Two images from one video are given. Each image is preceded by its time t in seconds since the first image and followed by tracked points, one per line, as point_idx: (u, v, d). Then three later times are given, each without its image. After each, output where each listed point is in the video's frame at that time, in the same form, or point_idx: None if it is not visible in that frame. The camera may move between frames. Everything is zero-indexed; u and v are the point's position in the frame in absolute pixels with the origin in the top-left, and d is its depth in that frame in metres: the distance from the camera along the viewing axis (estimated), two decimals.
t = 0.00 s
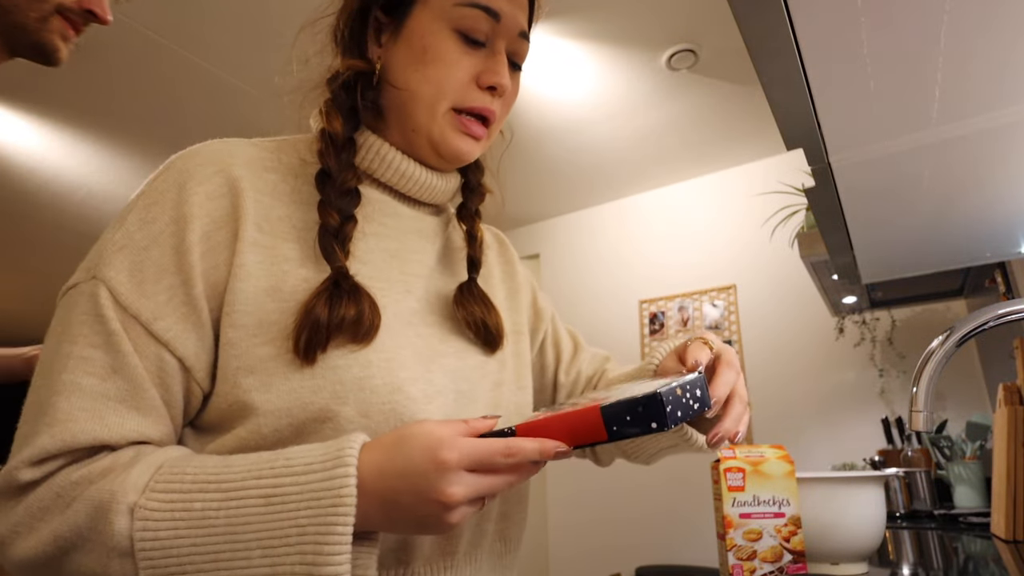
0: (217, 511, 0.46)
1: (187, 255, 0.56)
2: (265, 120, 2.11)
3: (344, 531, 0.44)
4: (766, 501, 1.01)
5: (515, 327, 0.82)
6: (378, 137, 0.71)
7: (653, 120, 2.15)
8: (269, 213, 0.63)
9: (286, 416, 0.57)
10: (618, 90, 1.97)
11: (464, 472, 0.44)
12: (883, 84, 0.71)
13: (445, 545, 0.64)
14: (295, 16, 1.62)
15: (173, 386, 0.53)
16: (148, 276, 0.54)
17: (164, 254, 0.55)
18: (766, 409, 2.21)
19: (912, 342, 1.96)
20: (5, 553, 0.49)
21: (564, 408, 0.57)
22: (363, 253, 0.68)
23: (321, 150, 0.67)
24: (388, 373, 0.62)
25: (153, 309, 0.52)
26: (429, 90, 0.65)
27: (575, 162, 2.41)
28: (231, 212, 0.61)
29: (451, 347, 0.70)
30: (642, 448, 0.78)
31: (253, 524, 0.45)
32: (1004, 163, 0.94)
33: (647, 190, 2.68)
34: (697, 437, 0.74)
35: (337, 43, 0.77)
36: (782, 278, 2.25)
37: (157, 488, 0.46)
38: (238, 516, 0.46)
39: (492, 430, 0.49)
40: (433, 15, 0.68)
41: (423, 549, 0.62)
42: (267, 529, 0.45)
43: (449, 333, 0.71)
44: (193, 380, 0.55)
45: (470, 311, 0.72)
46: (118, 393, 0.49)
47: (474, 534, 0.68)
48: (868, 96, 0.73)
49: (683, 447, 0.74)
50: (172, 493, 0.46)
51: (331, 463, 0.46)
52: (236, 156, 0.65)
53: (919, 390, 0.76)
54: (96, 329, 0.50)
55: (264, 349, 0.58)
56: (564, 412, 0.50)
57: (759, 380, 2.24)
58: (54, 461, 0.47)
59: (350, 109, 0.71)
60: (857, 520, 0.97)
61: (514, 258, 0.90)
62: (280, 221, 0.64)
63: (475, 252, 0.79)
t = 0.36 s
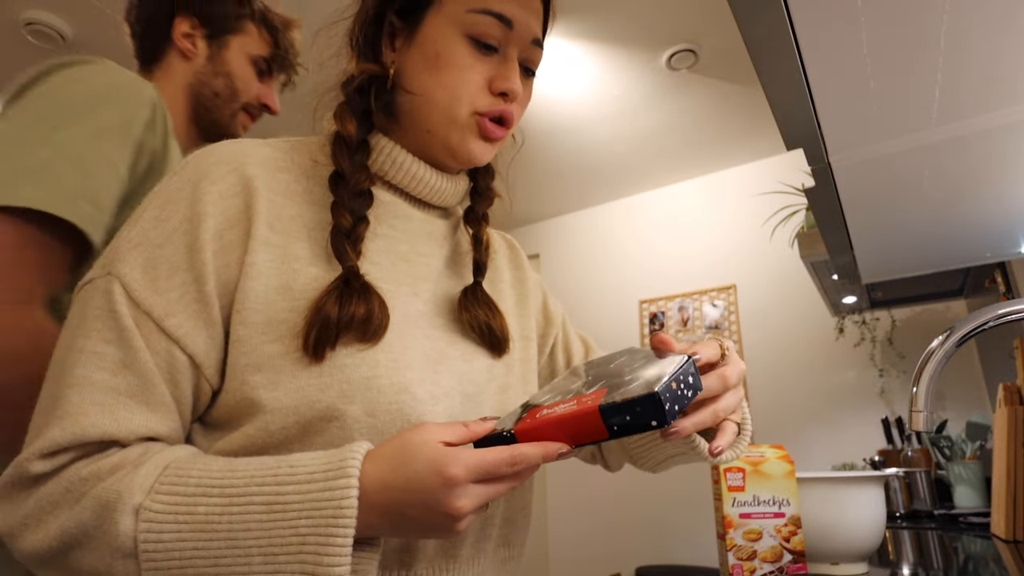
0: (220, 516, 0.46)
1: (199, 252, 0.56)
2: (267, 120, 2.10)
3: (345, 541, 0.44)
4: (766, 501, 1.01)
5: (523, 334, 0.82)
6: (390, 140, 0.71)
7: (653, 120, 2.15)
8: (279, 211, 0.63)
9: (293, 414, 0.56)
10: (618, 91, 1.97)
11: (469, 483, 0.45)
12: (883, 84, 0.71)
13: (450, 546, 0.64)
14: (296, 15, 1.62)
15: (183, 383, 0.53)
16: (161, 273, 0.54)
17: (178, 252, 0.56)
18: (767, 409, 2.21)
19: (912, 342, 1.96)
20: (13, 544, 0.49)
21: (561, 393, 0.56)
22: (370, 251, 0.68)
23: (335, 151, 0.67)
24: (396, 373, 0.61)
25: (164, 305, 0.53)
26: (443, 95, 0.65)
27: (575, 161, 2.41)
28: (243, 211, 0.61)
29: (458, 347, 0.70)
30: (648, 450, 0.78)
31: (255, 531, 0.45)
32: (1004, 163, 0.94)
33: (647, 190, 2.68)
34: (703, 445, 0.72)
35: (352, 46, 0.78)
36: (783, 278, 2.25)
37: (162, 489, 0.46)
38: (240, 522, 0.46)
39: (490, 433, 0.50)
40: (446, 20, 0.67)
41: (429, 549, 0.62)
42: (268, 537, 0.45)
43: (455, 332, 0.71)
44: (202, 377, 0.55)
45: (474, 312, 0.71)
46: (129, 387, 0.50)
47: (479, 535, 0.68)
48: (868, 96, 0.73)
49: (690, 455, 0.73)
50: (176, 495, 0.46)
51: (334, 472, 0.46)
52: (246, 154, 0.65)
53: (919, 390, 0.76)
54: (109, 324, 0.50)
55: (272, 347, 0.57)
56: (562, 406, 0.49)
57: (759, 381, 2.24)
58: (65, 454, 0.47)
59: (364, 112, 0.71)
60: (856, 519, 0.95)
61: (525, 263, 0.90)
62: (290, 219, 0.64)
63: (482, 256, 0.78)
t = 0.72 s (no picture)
0: (219, 517, 0.46)
1: (211, 248, 0.56)
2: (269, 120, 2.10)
3: (342, 550, 0.44)
4: (766, 501, 1.01)
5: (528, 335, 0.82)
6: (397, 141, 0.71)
7: (653, 120, 2.14)
8: (290, 208, 0.63)
9: (298, 412, 0.56)
10: (618, 90, 1.97)
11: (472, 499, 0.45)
12: (884, 83, 0.71)
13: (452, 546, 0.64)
14: (299, 14, 1.62)
15: (189, 376, 0.53)
16: (173, 267, 0.54)
17: (190, 247, 0.56)
18: (766, 409, 2.21)
19: (912, 342, 1.96)
20: (14, 531, 0.49)
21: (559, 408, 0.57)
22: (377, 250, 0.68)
23: (341, 160, 0.67)
24: (403, 371, 0.61)
25: (173, 299, 0.52)
26: (438, 93, 0.65)
27: (576, 161, 2.41)
28: (255, 208, 0.61)
29: (462, 346, 0.70)
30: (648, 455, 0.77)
31: (252, 534, 0.45)
32: (1003, 163, 0.94)
33: (647, 190, 2.68)
34: (703, 457, 0.71)
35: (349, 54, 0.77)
36: (783, 278, 2.25)
37: (163, 487, 0.46)
38: (238, 525, 0.46)
39: (488, 437, 0.50)
40: (436, 15, 0.67)
41: (431, 548, 0.63)
42: (266, 541, 0.45)
43: (459, 332, 0.71)
44: (209, 373, 0.55)
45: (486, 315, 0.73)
46: (135, 379, 0.50)
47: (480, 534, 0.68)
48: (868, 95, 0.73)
49: (689, 463, 0.72)
50: (176, 495, 0.46)
51: (336, 480, 0.46)
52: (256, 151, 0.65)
53: (918, 390, 0.76)
54: (117, 315, 0.50)
55: (280, 344, 0.57)
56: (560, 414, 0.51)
57: (759, 380, 2.24)
58: (69, 444, 0.47)
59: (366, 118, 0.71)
60: (855, 519, 0.94)
61: (531, 272, 0.90)
62: (299, 216, 0.64)
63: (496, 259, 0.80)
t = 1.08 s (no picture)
0: (208, 522, 0.46)
1: (203, 250, 0.56)
2: (268, 120, 2.10)
3: (328, 559, 0.44)
4: (766, 501, 1.00)
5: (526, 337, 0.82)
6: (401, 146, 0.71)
7: (653, 120, 2.14)
8: (282, 210, 0.63)
9: (290, 415, 0.57)
10: (618, 90, 1.97)
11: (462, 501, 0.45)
12: (884, 84, 0.71)
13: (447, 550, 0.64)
14: (297, 15, 1.62)
15: (182, 378, 0.53)
16: (165, 269, 0.54)
17: (183, 248, 0.56)
18: (766, 409, 2.21)
19: (912, 342, 1.96)
20: (10, 529, 0.50)
21: (548, 391, 0.56)
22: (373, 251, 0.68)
23: (348, 158, 0.67)
24: (396, 374, 0.61)
25: (165, 301, 0.52)
26: (455, 101, 0.65)
27: (576, 161, 2.41)
28: (247, 209, 0.61)
29: (456, 348, 0.70)
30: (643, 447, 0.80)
31: (240, 540, 0.46)
32: (1004, 163, 0.94)
33: (647, 190, 2.68)
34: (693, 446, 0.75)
35: (364, 47, 0.76)
36: (783, 278, 2.25)
37: (155, 491, 0.46)
38: (227, 530, 0.46)
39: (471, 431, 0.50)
40: (459, 24, 0.67)
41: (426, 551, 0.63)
42: (253, 547, 0.45)
43: (454, 335, 0.71)
44: (202, 374, 0.55)
45: (488, 317, 0.72)
46: (128, 381, 0.50)
47: (474, 537, 0.68)
48: (868, 96, 0.73)
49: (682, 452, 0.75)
50: (166, 499, 0.46)
51: (324, 489, 0.45)
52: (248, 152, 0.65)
53: (919, 389, 0.76)
54: (111, 318, 0.50)
55: (272, 347, 0.57)
56: (549, 410, 0.49)
57: (759, 380, 2.24)
58: (61, 445, 0.47)
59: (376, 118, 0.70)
60: (856, 519, 0.95)
61: (531, 270, 0.90)
62: (292, 219, 0.63)
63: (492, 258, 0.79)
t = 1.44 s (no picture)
0: (192, 520, 0.46)
1: (197, 249, 0.56)
2: (267, 120, 2.10)
3: (310, 558, 0.44)
4: (766, 501, 0.98)
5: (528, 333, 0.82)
6: (399, 148, 0.71)
7: (653, 120, 2.15)
8: (280, 207, 0.63)
9: (290, 409, 0.56)
10: (618, 90, 1.97)
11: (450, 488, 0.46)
12: (884, 84, 0.71)
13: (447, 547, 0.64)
14: (297, 15, 1.62)
15: (174, 375, 0.53)
16: (158, 267, 0.54)
17: (177, 247, 0.55)
18: (766, 409, 2.21)
19: (912, 342, 1.96)
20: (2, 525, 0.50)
21: (510, 366, 0.58)
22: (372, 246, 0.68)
23: (348, 158, 0.66)
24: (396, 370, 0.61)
25: (158, 299, 0.53)
26: (451, 105, 0.65)
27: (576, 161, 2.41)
28: (243, 207, 0.60)
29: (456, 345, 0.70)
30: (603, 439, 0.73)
31: (224, 538, 0.45)
32: (1003, 164, 0.95)
33: (647, 190, 2.68)
34: (644, 433, 0.68)
35: (360, 46, 0.75)
36: (783, 278, 2.25)
37: (141, 489, 0.46)
38: (211, 529, 0.46)
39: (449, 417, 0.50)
40: (456, 28, 0.67)
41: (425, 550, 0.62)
42: (237, 547, 0.45)
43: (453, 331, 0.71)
44: (194, 373, 0.54)
45: (485, 311, 0.70)
46: (119, 378, 0.50)
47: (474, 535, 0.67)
48: (868, 96, 0.73)
49: (635, 443, 0.69)
50: (152, 497, 0.46)
51: (308, 488, 0.45)
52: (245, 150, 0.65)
53: (919, 389, 0.75)
54: (102, 315, 0.51)
55: (272, 342, 0.57)
56: (526, 390, 0.52)
57: (759, 380, 2.24)
58: (52, 441, 0.47)
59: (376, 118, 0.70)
60: (856, 519, 0.95)
61: (528, 266, 0.89)
62: (290, 216, 0.63)
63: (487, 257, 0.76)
